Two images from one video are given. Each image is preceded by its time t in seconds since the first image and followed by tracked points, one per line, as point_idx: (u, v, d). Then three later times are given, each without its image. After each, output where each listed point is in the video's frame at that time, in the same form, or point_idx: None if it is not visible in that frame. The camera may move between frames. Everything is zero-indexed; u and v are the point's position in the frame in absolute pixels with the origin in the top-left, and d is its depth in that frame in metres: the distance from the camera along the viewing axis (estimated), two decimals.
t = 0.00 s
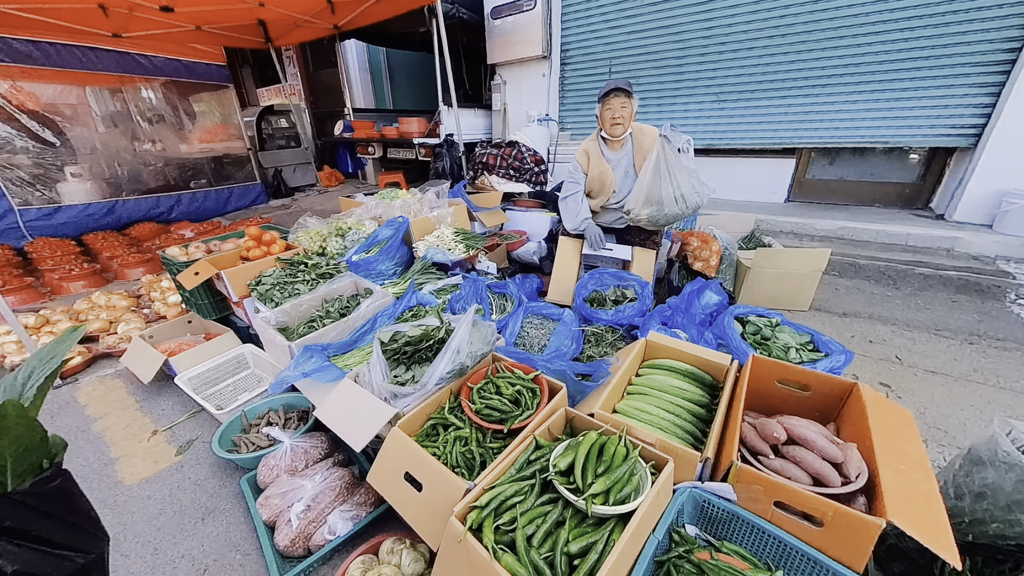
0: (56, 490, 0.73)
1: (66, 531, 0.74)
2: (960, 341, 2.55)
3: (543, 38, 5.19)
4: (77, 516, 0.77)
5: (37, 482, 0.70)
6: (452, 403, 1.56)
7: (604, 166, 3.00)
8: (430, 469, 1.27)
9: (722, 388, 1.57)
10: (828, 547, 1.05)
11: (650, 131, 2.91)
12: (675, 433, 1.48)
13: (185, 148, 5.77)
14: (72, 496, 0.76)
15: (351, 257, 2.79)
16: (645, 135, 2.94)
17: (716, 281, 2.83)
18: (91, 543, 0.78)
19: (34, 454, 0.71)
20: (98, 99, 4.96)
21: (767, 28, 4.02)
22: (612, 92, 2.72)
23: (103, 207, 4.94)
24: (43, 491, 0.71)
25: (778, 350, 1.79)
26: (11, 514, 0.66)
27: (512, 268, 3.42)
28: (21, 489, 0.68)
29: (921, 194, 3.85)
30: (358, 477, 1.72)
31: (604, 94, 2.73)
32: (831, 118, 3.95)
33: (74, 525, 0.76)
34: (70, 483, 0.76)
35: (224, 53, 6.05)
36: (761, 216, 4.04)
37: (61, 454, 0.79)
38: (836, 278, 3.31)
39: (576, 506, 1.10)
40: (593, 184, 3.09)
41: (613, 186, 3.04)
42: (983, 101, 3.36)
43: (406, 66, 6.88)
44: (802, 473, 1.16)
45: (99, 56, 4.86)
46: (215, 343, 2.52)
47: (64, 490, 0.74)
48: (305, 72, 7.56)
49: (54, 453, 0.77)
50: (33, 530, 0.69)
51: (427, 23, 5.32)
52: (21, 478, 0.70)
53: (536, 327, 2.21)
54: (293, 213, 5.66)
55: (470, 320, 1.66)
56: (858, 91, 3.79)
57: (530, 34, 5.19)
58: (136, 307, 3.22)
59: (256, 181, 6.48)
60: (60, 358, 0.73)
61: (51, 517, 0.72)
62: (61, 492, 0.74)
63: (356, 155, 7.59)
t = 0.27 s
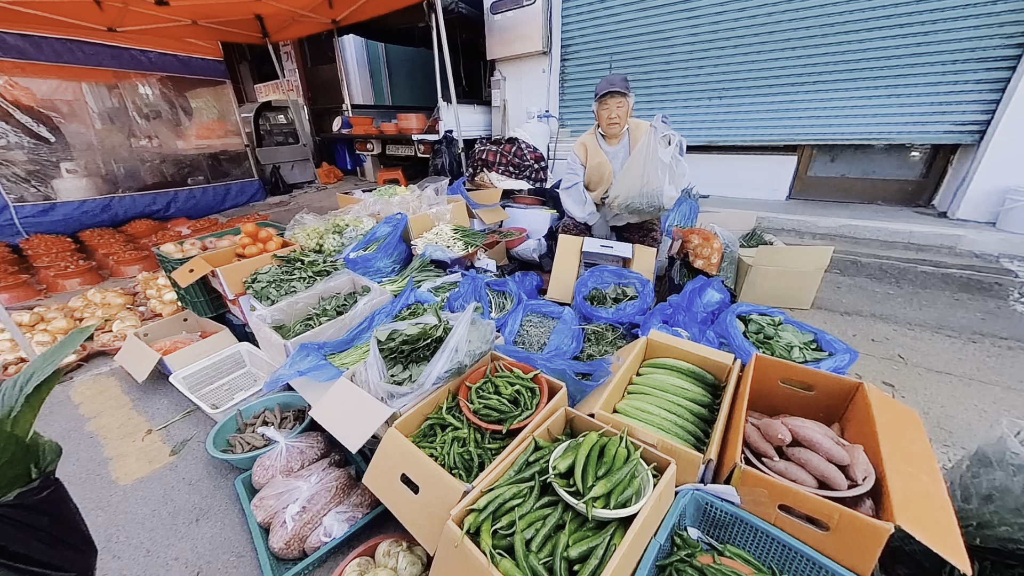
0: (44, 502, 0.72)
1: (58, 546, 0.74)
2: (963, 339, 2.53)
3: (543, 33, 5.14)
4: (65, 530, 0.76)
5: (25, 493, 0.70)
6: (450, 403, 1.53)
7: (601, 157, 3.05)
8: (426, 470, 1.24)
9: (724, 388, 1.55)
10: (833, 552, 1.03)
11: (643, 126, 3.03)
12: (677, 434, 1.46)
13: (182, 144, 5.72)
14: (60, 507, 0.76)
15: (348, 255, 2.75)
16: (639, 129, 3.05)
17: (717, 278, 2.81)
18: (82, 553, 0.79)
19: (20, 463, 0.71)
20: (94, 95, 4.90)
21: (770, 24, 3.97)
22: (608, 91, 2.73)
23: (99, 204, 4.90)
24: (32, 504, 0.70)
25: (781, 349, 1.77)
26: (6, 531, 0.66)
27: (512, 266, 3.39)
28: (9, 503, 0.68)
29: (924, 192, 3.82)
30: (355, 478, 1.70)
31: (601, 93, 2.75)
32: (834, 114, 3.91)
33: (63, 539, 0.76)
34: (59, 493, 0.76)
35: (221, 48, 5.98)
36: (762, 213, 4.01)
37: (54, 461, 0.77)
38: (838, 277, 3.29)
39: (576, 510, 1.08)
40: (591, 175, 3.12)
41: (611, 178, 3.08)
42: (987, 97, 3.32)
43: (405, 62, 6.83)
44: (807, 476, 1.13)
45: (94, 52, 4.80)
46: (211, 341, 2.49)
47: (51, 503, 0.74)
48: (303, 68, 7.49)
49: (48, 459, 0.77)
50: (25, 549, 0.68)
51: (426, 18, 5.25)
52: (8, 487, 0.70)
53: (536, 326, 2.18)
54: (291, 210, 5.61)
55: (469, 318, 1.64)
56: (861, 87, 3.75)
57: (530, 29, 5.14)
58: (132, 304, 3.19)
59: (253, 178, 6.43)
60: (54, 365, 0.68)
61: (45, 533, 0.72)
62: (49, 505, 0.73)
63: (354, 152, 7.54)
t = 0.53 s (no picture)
0: (20, 506, 0.66)
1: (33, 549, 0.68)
2: (967, 338, 2.50)
3: (544, 28, 5.08)
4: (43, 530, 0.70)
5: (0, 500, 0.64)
6: (449, 403, 1.50)
7: (599, 152, 3.00)
8: (424, 472, 1.22)
9: (728, 388, 1.52)
10: (841, 557, 1.01)
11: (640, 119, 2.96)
12: (680, 435, 1.43)
13: (179, 140, 5.66)
14: (36, 512, 0.69)
15: (346, 252, 2.72)
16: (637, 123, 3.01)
17: (719, 276, 2.78)
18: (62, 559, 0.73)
19: None
20: (91, 91, 4.85)
21: (772, 19, 3.93)
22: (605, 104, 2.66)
23: (95, 200, 4.85)
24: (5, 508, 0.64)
25: (785, 348, 1.74)
26: None
27: (511, 263, 3.36)
28: None
29: (927, 189, 3.79)
30: (352, 479, 1.67)
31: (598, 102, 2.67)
32: (836, 111, 3.87)
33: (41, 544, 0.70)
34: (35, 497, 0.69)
35: (218, 43, 5.92)
36: (765, 211, 3.97)
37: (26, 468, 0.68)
38: (840, 275, 3.26)
39: (578, 513, 1.05)
40: (590, 169, 3.08)
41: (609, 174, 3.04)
42: (992, 93, 3.28)
43: (404, 57, 6.76)
44: (814, 479, 1.11)
45: (89, 46, 4.72)
46: (207, 339, 2.46)
47: (27, 507, 0.68)
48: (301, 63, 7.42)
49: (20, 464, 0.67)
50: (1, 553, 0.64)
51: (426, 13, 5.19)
52: None
53: (536, 324, 2.15)
54: (289, 207, 5.57)
55: (468, 317, 1.61)
56: (863, 84, 3.71)
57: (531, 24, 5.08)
58: (127, 302, 3.15)
59: (252, 175, 6.38)
60: (27, 368, 0.55)
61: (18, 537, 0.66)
62: (25, 508, 0.68)
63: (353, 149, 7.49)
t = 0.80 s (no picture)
0: (11, 503, 0.67)
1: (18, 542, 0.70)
2: (967, 335, 2.50)
3: (544, 24, 5.04)
4: (30, 524, 0.72)
5: None
6: (448, 400, 1.49)
7: (596, 149, 2.97)
8: (424, 470, 1.21)
9: (729, 386, 1.51)
10: (843, 555, 1.00)
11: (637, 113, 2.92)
12: (681, 433, 1.43)
13: (177, 137, 5.62)
14: (26, 509, 0.71)
15: (345, 249, 2.71)
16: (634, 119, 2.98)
17: (719, 273, 2.77)
18: (51, 552, 0.75)
19: None
20: (87, 86, 4.81)
21: (773, 15, 3.89)
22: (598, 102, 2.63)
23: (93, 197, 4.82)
24: None
25: (786, 346, 1.73)
26: None
27: (511, 260, 3.34)
28: None
29: (927, 186, 3.78)
30: (352, 476, 1.67)
31: (590, 101, 2.65)
32: (837, 107, 3.85)
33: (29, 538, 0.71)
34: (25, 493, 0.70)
35: (215, 38, 5.87)
36: (765, 208, 3.95)
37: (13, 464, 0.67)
38: (841, 272, 3.25)
39: (579, 512, 1.04)
40: (587, 167, 3.06)
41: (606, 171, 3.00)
42: (994, 90, 3.26)
43: (403, 53, 6.72)
44: (816, 477, 1.10)
45: (85, 41, 4.69)
46: (206, 337, 2.45)
47: (18, 503, 0.69)
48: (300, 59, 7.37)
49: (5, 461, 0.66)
50: None
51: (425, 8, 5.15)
52: None
53: (536, 322, 2.14)
54: (288, 204, 5.55)
55: (467, 315, 1.60)
56: (865, 80, 3.68)
57: (531, 20, 5.05)
58: (126, 299, 3.14)
59: (250, 171, 6.35)
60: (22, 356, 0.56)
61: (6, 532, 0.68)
62: (16, 504, 0.69)
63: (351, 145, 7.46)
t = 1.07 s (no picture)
0: (29, 488, 0.71)
1: (37, 526, 0.72)
2: (961, 332, 2.53)
3: (543, 21, 5.04)
4: (48, 509, 0.75)
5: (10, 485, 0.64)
6: (447, 395, 1.52)
7: (591, 148, 3.02)
8: (422, 462, 1.24)
9: (723, 380, 1.54)
10: (830, 542, 1.03)
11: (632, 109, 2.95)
12: (675, 427, 1.45)
13: (176, 134, 5.62)
14: (43, 495, 0.74)
15: (344, 246, 2.73)
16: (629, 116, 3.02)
17: (716, 271, 2.79)
18: (67, 537, 0.78)
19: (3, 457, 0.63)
20: (86, 84, 4.81)
21: (771, 13, 3.90)
22: (593, 103, 2.68)
23: (92, 194, 4.82)
24: (17, 489, 0.69)
25: (779, 341, 1.76)
26: None
27: (509, 258, 3.37)
28: None
29: (924, 184, 3.80)
30: (352, 470, 1.70)
31: (585, 102, 2.69)
32: (835, 105, 3.86)
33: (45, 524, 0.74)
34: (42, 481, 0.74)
35: (214, 35, 5.86)
36: (763, 206, 3.97)
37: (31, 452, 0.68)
38: (837, 269, 3.28)
39: (573, 501, 1.07)
40: (585, 166, 3.10)
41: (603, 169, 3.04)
42: (990, 88, 3.28)
43: (402, 50, 6.71)
44: (806, 468, 1.13)
45: (84, 38, 4.68)
46: (207, 333, 2.48)
47: (36, 488, 0.72)
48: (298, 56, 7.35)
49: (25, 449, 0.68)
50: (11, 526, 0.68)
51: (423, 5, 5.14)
52: None
53: (533, 318, 2.17)
54: (287, 201, 5.56)
55: (465, 311, 1.62)
56: (863, 77, 3.69)
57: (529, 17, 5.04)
58: (127, 296, 3.16)
59: (250, 169, 6.36)
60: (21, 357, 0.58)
61: (25, 515, 0.70)
62: (34, 490, 0.72)
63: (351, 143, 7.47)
